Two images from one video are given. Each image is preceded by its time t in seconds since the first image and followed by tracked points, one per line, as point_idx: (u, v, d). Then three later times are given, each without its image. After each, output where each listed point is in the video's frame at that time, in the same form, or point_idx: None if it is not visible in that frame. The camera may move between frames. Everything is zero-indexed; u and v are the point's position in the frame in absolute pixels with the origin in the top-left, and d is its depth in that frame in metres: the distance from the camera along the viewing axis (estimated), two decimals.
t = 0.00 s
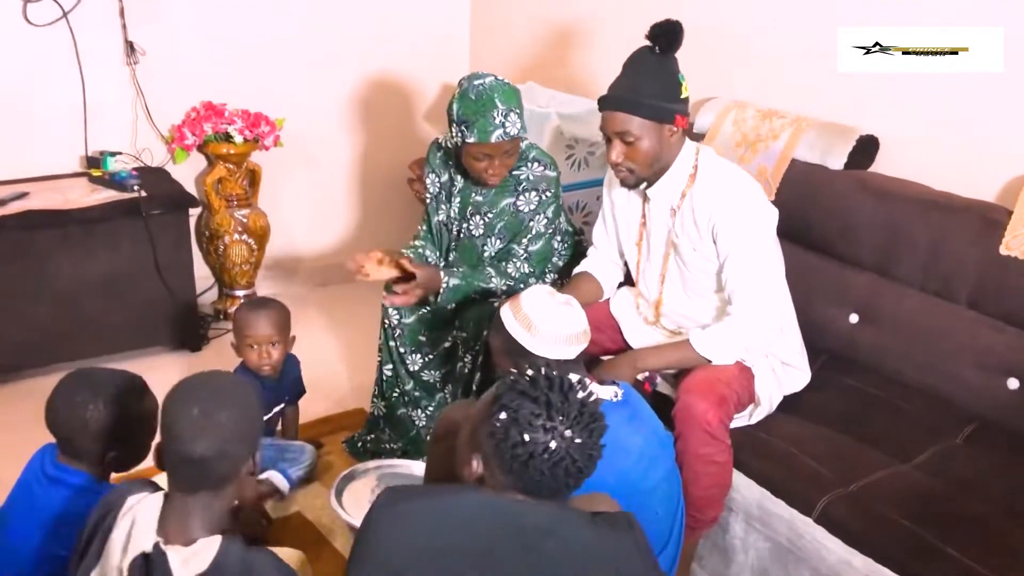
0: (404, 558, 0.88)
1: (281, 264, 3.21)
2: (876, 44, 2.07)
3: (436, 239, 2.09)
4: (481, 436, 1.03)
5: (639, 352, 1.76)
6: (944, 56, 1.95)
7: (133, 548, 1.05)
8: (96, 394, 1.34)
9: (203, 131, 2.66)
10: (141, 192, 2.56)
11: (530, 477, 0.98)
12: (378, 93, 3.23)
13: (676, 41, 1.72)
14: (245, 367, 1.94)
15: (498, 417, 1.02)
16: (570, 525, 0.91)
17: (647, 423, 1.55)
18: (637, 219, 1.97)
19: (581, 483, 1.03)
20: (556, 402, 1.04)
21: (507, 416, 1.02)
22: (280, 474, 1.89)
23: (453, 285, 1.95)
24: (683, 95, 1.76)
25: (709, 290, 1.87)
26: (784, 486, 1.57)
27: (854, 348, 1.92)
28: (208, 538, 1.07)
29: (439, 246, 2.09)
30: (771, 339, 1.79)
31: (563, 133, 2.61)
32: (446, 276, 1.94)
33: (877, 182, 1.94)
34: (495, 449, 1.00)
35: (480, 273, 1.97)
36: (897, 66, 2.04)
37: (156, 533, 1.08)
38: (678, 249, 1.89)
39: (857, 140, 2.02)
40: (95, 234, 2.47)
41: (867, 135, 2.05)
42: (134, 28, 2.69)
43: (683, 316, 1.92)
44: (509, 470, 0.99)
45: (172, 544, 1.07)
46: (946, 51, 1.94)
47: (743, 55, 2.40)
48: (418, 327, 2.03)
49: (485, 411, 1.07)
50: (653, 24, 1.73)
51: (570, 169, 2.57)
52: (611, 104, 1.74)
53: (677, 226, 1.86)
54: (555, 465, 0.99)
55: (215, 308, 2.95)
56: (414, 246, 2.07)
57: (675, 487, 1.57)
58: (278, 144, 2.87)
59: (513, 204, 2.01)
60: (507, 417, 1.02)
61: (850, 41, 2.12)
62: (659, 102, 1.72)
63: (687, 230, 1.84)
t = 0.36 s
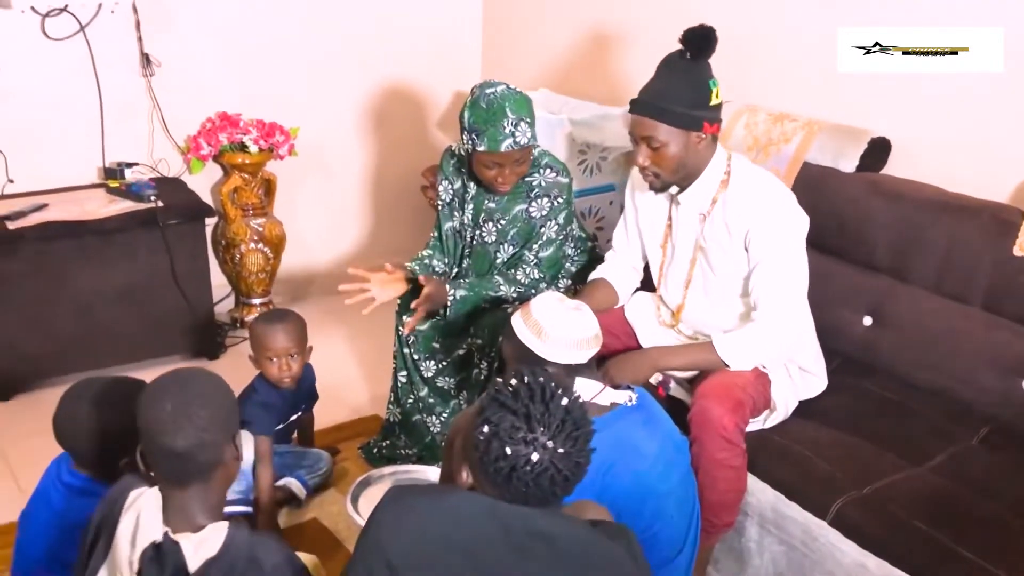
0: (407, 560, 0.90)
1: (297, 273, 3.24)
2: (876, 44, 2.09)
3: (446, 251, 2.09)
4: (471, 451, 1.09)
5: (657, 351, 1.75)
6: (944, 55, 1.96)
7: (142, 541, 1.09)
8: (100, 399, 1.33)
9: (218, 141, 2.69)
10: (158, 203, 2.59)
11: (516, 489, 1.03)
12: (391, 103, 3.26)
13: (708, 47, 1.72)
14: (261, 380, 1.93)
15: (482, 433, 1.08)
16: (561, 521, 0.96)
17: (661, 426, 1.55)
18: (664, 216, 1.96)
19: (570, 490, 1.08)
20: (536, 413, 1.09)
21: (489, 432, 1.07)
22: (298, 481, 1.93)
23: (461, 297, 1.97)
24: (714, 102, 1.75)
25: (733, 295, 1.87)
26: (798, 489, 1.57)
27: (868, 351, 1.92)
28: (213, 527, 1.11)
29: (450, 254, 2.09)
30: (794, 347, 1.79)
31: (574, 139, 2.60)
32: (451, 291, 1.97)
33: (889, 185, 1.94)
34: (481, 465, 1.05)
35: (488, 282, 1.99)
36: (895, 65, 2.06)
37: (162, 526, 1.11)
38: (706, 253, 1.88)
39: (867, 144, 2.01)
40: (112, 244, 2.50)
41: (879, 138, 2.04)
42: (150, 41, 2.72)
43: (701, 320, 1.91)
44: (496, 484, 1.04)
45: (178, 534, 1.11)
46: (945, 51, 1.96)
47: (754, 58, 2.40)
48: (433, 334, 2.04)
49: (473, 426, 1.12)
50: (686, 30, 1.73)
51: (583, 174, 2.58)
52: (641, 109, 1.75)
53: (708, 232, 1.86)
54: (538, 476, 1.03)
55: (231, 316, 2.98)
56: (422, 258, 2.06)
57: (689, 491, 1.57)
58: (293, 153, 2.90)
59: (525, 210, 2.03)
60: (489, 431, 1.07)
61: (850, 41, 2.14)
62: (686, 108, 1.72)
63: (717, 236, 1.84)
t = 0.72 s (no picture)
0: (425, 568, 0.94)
1: (322, 282, 3.28)
2: (876, 44, 2.12)
3: (461, 260, 2.14)
4: (497, 463, 1.07)
5: (673, 355, 1.76)
6: (944, 55, 1.99)
7: (201, 523, 1.11)
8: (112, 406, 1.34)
9: (243, 152, 2.73)
10: (184, 213, 2.63)
11: (540, 504, 1.01)
12: (413, 113, 3.29)
13: (728, 63, 1.71)
14: (284, 385, 1.97)
15: (510, 446, 1.05)
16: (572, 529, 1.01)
17: (678, 431, 1.56)
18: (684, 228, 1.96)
19: (596, 506, 1.05)
20: (565, 428, 1.05)
21: (517, 446, 1.04)
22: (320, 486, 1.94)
23: (465, 311, 2.00)
24: (733, 118, 1.75)
25: (754, 305, 1.87)
26: (814, 494, 1.57)
27: (887, 357, 1.92)
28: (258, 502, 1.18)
29: (464, 263, 2.14)
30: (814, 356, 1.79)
31: (592, 146, 2.62)
32: (452, 307, 1.99)
33: (907, 191, 1.94)
34: (507, 479, 1.03)
35: (493, 291, 2.01)
36: (895, 65, 2.09)
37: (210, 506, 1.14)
38: (726, 266, 1.88)
39: (886, 149, 2.00)
40: (140, 254, 2.55)
41: (899, 144, 2.03)
42: (176, 55, 2.77)
43: (720, 328, 1.91)
44: (520, 498, 1.02)
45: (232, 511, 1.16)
46: (945, 51, 1.99)
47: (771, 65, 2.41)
48: (447, 341, 2.07)
49: (501, 438, 1.10)
50: (707, 45, 1.72)
51: (602, 183, 2.61)
52: (660, 125, 1.75)
53: (727, 245, 1.86)
54: (563, 494, 1.01)
55: (256, 324, 3.01)
56: (436, 275, 2.13)
57: (706, 497, 1.58)
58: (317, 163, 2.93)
59: (533, 217, 2.04)
60: (517, 446, 1.04)
61: (850, 41, 2.18)
62: (705, 126, 1.72)
63: (738, 248, 1.84)
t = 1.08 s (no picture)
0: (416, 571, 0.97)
1: (343, 286, 3.32)
2: (876, 43, 2.18)
3: (470, 267, 2.18)
4: (485, 468, 1.10)
5: (677, 371, 1.78)
6: (944, 55, 2.03)
7: (198, 517, 1.14)
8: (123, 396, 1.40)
9: (266, 157, 2.77)
10: (207, 217, 2.68)
11: (527, 510, 1.04)
12: (435, 120, 3.33)
13: (732, 79, 1.72)
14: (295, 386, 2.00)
15: (497, 453, 1.08)
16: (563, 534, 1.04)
17: (681, 440, 1.56)
18: (687, 248, 1.99)
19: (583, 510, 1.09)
20: (550, 434, 1.08)
21: (503, 453, 1.07)
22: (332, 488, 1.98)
23: (475, 316, 2.01)
24: (734, 134, 1.76)
25: (754, 318, 1.89)
26: (817, 506, 1.58)
27: (896, 369, 1.92)
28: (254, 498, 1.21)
29: (474, 269, 2.17)
30: (813, 365, 1.79)
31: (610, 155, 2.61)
32: (462, 312, 2.01)
33: (920, 203, 1.94)
34: (495, 485, 1.06)
35: (503, 297, 2.03)
36: (896, 65, 2.14)
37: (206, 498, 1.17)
38: (725, 280, 1.91)
39: (899, 163, 2.01)
40: (163, 256, 2.60)
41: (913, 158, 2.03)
42: (202, 62, 2.82)
43: (723, 339, 1.94)
44: (507, 503, 1.05)
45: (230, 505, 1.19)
46: (945, 51, 2.03)
47: (788, 76, 2.42)
48: (457, 345, 2.10)
49: (488, 442, 1.12)
50: (711, 60, 1.74)
51: (620, 192, 2.62)
52: (662, 136, 1.77)
53: (725, 260, 1.88)
54: (549, 500, 1.04)
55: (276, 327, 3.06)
56: (440, 279, 2.17)
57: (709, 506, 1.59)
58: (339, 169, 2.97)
59: (544, 224, 2.06)
60: (504, 452, 1.07)
61: (850, 41, 2.24)
62: (705, 140, 1.73)
63: (736, 261, 1.86)
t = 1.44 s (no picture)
0: (398, 562, 0.98)
1: (348, 284, 3.37)
2: (876, 43, 2.19)
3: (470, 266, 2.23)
4: (460, 458, 1.15)
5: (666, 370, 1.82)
6: (944, 55, 2.04)
7: (175, 520, 1.17)
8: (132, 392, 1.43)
9: (274, 156, 2.82)
10: (214, 215, 2.73)
11: (501, 496, 1.09)
12: (442, 121, 3.37)
13: (748, 73, 1.81)
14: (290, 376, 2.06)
15: (472, 442, 1.13)
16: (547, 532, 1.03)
17: (668, 435, 1.59)
18: (681, 233, 2.01)
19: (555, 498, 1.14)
20: (523, 424, 1.14)
21: (478, 442, 1.12)
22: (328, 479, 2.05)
23: (471, 308, 2.05)
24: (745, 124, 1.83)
25: (745, 314, 1.91)
26: (800, 501, 1.60)
27: (886, 368, 1.94)
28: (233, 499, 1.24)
29: (472, 268, 2.22)
30: (801, 360, 1.80)
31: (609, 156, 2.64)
32: (460, 303, 2.05)
33: (911, 204, 1.96)
34: (469, 473, 1.12)
35: (499, 294, 2.06)
36: (896, 64, 2.15)
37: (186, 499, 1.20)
38: (719, 274, 1.92)
39: (890, 166, 2.04)
40: (170, 253, 2.65)
41: (905, 159, 2.06)
42: (212, 62, 2.88)
43: (716, 334, 1.96)
44: (482, 491, 1.10)
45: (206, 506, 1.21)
46: (945, 51, 2.04)
47: (787, 78, 2.45)
48: (454, 342, 2.14)
49: (463, 432, 1.18)
50: (728, 53, 1.81)
51: (620, 193, 2.67)
52: (689, 116, 1.77)
53: (721, 250, 1.90)
54: (522, 486, 1.09)
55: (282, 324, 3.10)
56: (444, 274, 2.22)
57: (694, 500, 1.61)
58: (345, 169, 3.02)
59: (542, 225, 2.09)
60: (478, 441, 1.12)
61: (850, 41, 2.25)
62: (731, 124, 1.77)
63: (730, 259, 1.88)
